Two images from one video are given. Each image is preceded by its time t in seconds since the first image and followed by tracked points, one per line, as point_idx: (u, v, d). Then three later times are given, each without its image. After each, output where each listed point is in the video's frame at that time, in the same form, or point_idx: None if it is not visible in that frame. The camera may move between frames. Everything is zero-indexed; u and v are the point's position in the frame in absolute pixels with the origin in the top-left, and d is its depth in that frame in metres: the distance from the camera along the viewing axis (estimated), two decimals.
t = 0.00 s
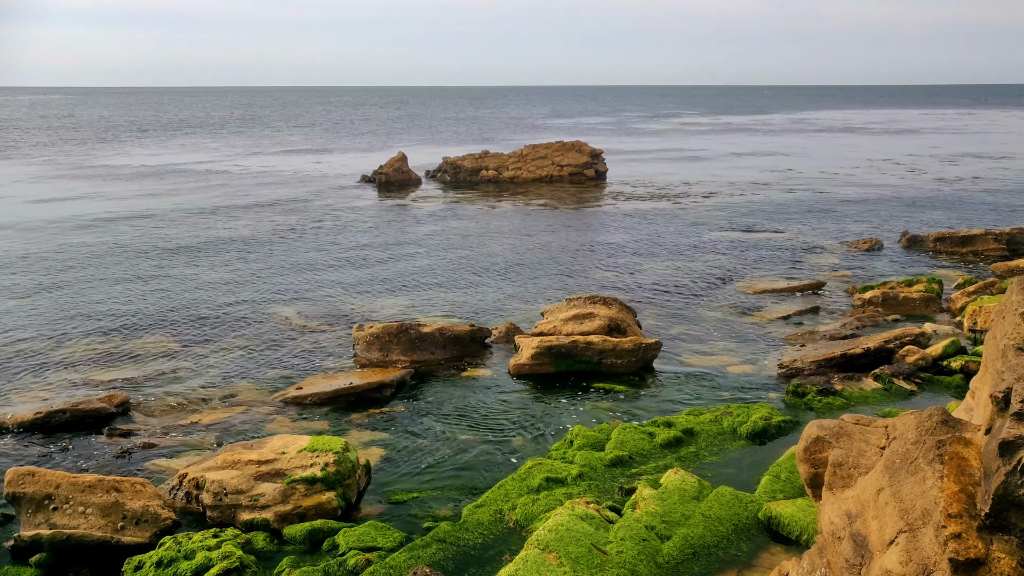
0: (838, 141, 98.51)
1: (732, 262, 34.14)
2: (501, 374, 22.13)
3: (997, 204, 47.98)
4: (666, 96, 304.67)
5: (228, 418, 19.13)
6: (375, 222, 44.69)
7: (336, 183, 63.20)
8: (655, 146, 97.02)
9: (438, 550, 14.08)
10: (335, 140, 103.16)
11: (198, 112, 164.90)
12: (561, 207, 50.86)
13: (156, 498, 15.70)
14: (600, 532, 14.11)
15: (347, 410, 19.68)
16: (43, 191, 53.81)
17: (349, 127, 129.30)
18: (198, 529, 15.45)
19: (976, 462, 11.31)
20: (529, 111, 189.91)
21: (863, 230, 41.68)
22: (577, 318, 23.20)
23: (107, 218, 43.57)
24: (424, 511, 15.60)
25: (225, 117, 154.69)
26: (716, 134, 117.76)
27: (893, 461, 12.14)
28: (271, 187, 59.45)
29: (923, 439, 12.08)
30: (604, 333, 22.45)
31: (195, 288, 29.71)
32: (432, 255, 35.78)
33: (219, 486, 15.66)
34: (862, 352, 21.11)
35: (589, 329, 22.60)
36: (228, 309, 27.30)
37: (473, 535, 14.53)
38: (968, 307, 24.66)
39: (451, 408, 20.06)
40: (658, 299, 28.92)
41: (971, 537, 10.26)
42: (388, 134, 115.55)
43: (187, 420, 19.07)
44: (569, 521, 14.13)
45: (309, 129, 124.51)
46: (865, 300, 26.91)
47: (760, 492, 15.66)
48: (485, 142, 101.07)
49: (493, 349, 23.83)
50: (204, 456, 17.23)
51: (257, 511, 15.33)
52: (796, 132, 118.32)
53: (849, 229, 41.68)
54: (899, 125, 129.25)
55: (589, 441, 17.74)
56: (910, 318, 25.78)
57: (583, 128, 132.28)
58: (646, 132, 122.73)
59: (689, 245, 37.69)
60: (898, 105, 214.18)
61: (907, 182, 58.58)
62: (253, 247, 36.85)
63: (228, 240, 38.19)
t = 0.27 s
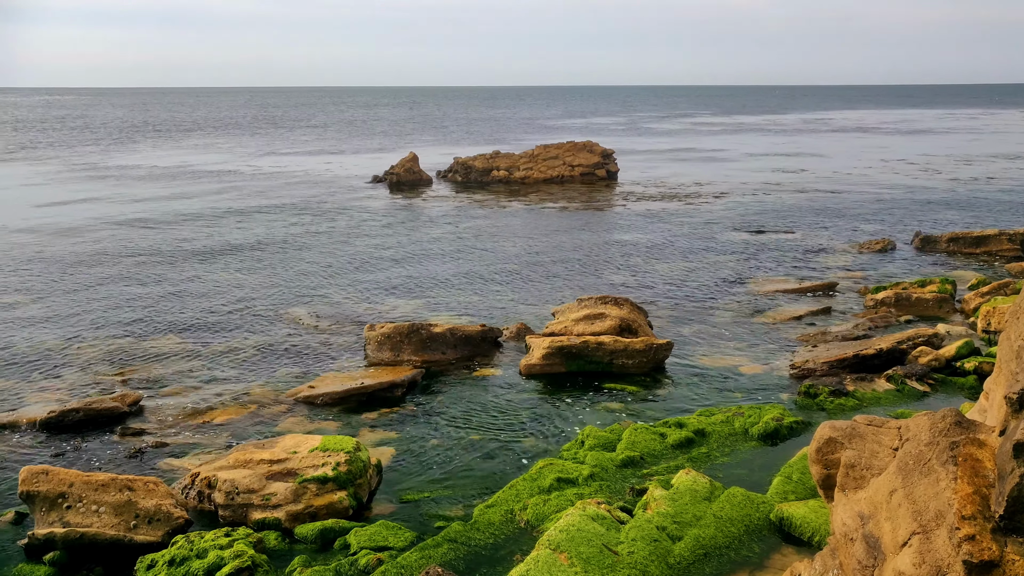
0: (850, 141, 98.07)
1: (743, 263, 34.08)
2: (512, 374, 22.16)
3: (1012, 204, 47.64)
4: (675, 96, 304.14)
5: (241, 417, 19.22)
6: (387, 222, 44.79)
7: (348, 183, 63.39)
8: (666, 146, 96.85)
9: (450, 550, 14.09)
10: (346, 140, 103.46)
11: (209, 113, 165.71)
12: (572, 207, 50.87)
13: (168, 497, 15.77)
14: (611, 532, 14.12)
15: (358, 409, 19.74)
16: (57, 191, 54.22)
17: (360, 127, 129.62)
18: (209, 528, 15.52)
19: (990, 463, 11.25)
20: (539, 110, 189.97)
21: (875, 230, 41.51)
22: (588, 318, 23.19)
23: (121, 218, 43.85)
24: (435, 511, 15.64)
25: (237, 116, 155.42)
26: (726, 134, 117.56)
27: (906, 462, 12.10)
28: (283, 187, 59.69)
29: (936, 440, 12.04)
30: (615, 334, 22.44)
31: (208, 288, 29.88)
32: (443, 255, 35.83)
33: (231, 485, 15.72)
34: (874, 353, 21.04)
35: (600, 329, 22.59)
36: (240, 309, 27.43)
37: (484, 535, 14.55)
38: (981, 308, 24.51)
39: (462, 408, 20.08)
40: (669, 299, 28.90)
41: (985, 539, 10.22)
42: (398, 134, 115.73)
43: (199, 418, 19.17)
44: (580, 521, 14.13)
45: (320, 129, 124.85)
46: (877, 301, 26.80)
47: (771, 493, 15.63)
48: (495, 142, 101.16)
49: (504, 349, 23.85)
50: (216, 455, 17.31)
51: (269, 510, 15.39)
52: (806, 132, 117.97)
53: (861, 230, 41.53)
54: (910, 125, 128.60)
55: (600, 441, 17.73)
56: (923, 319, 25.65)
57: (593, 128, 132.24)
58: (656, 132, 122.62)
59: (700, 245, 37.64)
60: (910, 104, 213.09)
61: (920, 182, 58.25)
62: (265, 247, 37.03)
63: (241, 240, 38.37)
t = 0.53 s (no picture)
0: (862, 141, 97.62)
1: (755, 263, 33.99)
2: (524, 374, 22.18)
3: None
4: (684, 96, 303.29)
5: (253, 416, 19.30)
6: (400, 222, 44.88)
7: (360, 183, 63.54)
8: (677, 146, 96.66)
9: (461, 549, 14.11)
10: (357, 140, 103.71)
11: (222, 113, 166.54)
12: (584, 207, 50.83)
13: (181, 496, 15.84)
14: (623, 532, 14.10)
15: (370, 409, 19.79)
16: (72, 191, 54.64)
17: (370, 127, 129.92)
18: (222, 526, 15.58)
19: (1005, 465, 11.19)
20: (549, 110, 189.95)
21: (888, 230, 41.33)
22: (599, 318, 23.18)
23: (135, 217, 44.13)
24: (447, 510, 15.66)
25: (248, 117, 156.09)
26: (736, 134, 117.28)
27: (920, 463, 12.03)
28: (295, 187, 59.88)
29: (950, 442, 11.98)
30: (626, 334, 22.42)
31: (221, 287, 30.03)
32: (455, 255, 35.86)
33: (244, 484, 15.78)
34: (888, 353, 20.96)
35: (612, 329, 22.57)
36: (252, 308, 27.55)
37: (495, 535, 14.56)
38: (996, 309, 24.37)
39: (474, 407, 20.11)
40: (681, 299, 28.86)
41: (1000, 541, 10.18)
42: (409, 134, 115.88)
43: (212, 417, 19.27)
44: (591, 522, 14.12)
45: (331, 129, 125.17)
46: (891, 301, 26.68)
47: (784, 494, 15.58)
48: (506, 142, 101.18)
49: (516, 349, 23.87)
50: (229, 454, 17.39)
51: (281, 509, 15.44)
52: (817, 131, 117.65)
53: (874, 230, 41.35)
54: (923, 125, 127.86)
55: (612, 441, 17.72)
56: (937, 320, 25.52)
57: (603, 128, 132.12)
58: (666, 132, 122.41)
59: (712, 245, 37.58)
60: (923, 104, 211.72)
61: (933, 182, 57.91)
62: (277, 247, 37.17)
63: (253, 240, 38.52)
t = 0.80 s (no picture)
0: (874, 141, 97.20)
1: (766, 263, 33.90)
2: (534, 374, 22.18)
3: None
4: (694, 96, 302.38)
5: (264, 415, 19.36)
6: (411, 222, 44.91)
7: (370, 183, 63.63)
8: (687, 146, 96.46)
9: (472, 549, 14.12)
10: (367, 140, 103.90)
11: (233, 113, 167.32)
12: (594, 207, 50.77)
13: (193, 494, 15.89)
14: (633, 533, 14.08)
15: (381, 408, 19.83)
16: (84, 190, 54.89)
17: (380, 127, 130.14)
18: (234, 525, 15.63)
19: (1019, 467, 11.13)
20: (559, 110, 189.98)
21: (901, 231, 41.14)
22: (610, 318, 23.17)
23: (147, 217, 44.36)
24: (458, 510, 15.68)
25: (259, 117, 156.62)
26: (747, 134, 116.95)
27: (933, 464, 11.97)
28: (306, 186, 60.02)
29: (963, 443, 11.92)
30: (637, 334, 22.39)
31: (232, 287, 30.11)
32: (466, 255, 35.88)
33: (255, 483, 15.83)
34: (900, 355, 20.88)
35: (622, 329, 22.56)
36: (263, 308, 27.63)
37: (506, 534, 14.56)
38: (1009, 310, 24.23)
39: (484, 407, 20.12)
40: (692, 299, 28.81)
41: (1014, 544, 10.13)
42: (419, 134, 115.99)
43: (224, 416, 19.34)
44: (602, 522, 14.11)
45: (341, 128, 125.45)
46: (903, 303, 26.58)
47: (795, 495, 15.53)
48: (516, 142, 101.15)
49: (526, 349, 23.87)
50: (240, 453, 17.45)
51: (292, 508, 15.48)
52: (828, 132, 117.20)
53: (886, 231, 41.18)
54: (935, 125, 127.13)
55: (622, 441, 17.71)
56: (950, 321, 25.39)
57: (612, 128, 131.98)
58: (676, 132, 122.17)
59: (722, 246, 37.50)
60: (935, 104, 210.43)
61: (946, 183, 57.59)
62: (289, 246, 37.26)
63: (264, 240, 38.62)
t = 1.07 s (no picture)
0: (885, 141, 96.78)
1: (777, 263, 33.82)
2: (544, 373, 22.17)
3: None
4: (703, 95, 301.65)
5: (274, 413, 19.42)
6: (421, 221, 44.94)
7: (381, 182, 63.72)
8: (698, 146, 96.29)
9: (481, 547, 14.14)
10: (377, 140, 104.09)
11: (243, 112, 167.90)
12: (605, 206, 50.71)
13: (203, 491, 15.93)
14: (643, 533, 14.07)
15: (390, 406, 19.87)
16: (97, 189, 55.19)
17: (389, 126, 130.36)
18: (244, 522, 15.66)
19: None
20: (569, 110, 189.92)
21: (912, 231, 40.95)
22: (620, 318, 23.15)
23: (159, 215, 44.56)
24: (468, 508, 15.69)
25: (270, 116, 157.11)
26: (757, 133, 116.67)
27: (945, 465, 11.91)
28: (317, 185, 60.18)
29: (976, 444, 11.85)
30: (647, 334, 22.38)
31: (243, 285, 30.21)
32: (477, 254, 35.88)
33: (265, 481, 15.88)
34: (911, 355, 20.81)
35: (633, 329, 22.55)
36: (274, 306, 27.71)
37: (516, 533, 14.57)
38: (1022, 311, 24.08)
39: (494, 406, 20.14)
40: (702, 299, 28.76)
41: None
42: (428, 133, 116.09)
43: (234, 414, 19.41)
44: (612, 521, 14.10)
45: (350, 128, 125.69)
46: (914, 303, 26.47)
47: (806, 495, 15.50)
48: (526, 141, 101.13)
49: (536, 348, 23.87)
50: (250, 450, 17.50)
51: (302, 506, 15.51)
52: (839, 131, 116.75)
53: (898, 231, 41.00)
54: (947, 125, 126.40)
55: (633, 441, 17.69)
56: (962, 322, 25.28)
57: (622, 128, 131.81)
58: (685, 131, 121.96)
59: (733, 245, 37.41)
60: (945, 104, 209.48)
61: (958, 183, 57.26)
62: (299, 245, 37.36)
63: (276, 238, 38.76)
